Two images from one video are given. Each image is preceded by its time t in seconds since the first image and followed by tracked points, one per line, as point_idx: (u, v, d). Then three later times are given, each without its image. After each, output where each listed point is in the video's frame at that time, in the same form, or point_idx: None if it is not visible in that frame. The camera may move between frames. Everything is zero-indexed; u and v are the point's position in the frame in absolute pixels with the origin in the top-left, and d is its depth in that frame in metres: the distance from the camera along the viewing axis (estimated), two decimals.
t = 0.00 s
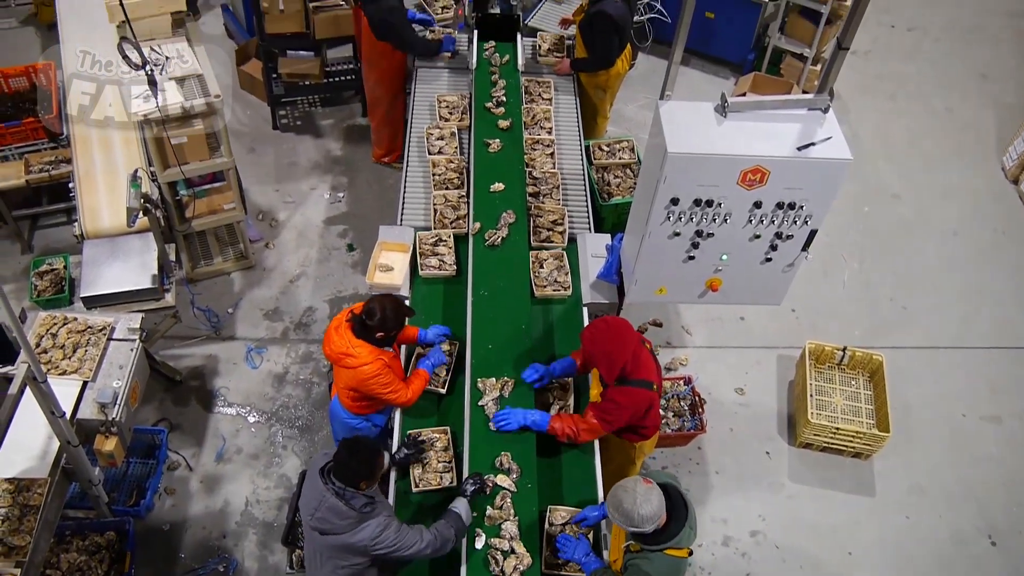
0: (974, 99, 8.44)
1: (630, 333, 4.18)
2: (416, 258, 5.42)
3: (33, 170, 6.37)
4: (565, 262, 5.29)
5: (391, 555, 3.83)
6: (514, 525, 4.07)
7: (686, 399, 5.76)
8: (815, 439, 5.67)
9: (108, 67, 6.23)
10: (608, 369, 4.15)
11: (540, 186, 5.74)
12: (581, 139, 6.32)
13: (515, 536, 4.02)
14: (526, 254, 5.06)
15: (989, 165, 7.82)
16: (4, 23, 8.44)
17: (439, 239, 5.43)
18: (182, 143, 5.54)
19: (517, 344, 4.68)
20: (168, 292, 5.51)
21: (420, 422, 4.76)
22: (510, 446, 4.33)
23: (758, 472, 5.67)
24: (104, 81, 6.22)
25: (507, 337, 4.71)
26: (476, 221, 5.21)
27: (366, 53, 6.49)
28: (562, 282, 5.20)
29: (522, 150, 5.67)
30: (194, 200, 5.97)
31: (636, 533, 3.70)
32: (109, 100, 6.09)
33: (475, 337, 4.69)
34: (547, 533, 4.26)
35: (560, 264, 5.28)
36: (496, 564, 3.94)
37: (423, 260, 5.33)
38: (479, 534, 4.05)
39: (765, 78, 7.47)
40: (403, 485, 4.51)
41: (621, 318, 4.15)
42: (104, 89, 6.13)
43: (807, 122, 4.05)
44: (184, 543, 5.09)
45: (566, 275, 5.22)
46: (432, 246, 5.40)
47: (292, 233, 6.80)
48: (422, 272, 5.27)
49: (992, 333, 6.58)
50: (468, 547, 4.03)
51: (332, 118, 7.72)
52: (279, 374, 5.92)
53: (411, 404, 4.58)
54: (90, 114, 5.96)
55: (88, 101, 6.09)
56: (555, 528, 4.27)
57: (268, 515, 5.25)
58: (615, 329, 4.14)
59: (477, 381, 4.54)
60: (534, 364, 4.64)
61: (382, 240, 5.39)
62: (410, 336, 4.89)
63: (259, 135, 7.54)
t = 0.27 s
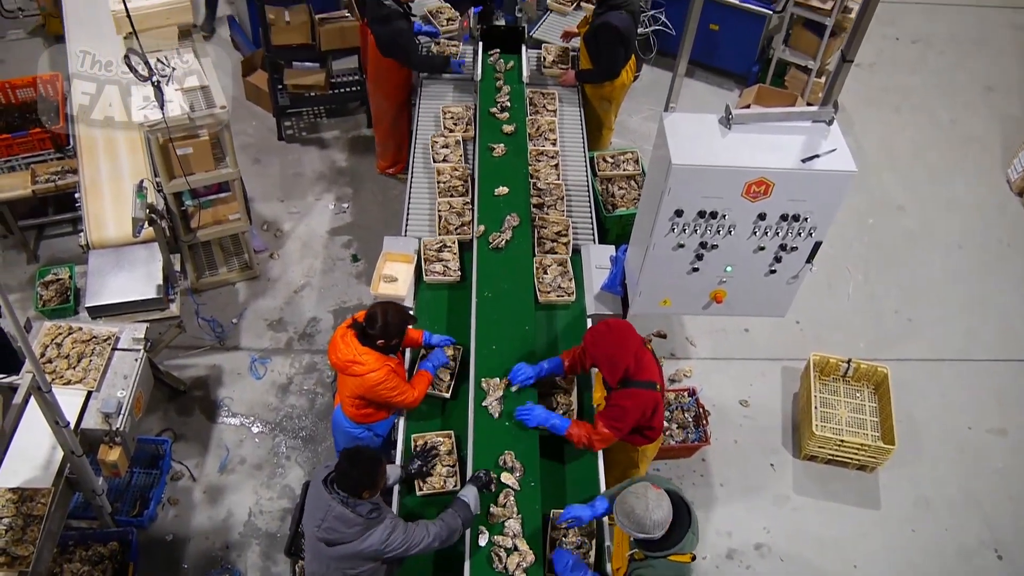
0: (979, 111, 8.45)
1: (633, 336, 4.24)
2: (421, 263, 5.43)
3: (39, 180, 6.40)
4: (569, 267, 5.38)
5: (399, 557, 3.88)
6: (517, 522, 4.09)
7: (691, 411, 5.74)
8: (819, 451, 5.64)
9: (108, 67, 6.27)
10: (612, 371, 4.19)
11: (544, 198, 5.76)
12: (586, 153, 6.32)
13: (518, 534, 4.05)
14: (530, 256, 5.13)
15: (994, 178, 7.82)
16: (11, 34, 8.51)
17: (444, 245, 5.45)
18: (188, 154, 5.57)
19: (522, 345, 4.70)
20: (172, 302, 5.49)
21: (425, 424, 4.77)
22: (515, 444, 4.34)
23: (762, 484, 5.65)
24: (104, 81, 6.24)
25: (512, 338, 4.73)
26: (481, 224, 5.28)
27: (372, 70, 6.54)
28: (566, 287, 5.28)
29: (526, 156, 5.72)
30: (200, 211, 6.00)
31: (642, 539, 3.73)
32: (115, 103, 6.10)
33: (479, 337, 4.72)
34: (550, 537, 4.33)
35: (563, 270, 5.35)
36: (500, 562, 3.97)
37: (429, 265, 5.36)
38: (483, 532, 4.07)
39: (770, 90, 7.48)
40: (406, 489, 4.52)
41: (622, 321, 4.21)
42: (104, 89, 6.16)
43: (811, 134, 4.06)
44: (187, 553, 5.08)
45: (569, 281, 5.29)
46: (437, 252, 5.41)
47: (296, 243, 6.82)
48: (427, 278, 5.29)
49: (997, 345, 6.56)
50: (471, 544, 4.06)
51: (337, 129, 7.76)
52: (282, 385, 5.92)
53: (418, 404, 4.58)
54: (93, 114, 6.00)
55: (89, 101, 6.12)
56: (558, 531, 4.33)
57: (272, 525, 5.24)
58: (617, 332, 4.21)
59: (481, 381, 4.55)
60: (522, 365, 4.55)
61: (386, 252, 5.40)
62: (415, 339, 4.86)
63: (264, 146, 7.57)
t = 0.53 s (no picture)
0: (980, 122, 8.47)
1: (629, 333, 4.30)
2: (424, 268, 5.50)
3: (42, 191, 6.42)
4: (571, 275, 5.40)
5: (401, 568, 3.88)
6: (519, 520, 4.10)
7: (693, 422, 5.74)
8: (822, 462, 5.63)
9: (108, 67, 6.30)
10: (609, 370, 4.26)
11: (546, 208, 5.79)
12: (588, 162, 6.34)
13: (519, 531, 4.07)
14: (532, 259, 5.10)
15: (995, 188, 7.83)
16: (15, 46, 8.55)
17: (446, 250, 5.51)
18: (190, 166, 5.60)
19: (524, 345, 4.70)
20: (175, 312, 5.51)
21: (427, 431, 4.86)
22: (516, 443, 4.34)
23: (765, 495, 5.63)
24: (103, 81, 6.23)
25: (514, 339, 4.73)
26: (482, 227, 5.26)
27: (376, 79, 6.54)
28: (567, 294, 5.31)
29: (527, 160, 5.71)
30: (202, 221, 6.04)
31: (643, 540, 3.77)
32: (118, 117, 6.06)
33: (483, 337, 4.72)
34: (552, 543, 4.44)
35: (565, 277, 5.38)
36: (502, 559, 3.98)
37: (431, 270, 5.41)
38: (485, 529, 4.07)
39: (771, 101, 7.51)
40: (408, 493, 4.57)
41: (615, 319, 4.26)
42: (104, 89, 6.13)
43: (812, 145, 4.07)
44: (188, 565, 5.07)
45: (570, 287, 5.33)
46: (439, 257, 5.47)
47: (299, 254, 6.83)
48: (429, 283, 5.35)
49: (999, 356, 6.55)
50: (473, 541, 4.06)
51: (339, 140, 7.78)
52: (284, 396, 5.92)
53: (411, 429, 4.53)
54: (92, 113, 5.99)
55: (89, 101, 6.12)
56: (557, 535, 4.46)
57: (273, 537, 5.22)
58: (612, 329, 4.27)
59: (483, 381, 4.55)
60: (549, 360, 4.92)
61: (388, 262, 5.41)
62: (416, 345, 4.89)
63: (266, 157, 7.59)
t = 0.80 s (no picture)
0: (981, 131, 8.49)
1: (627, 330, 4.30)
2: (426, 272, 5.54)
3: (45, 202, 6.43)
4: (571, 282, 5.41)
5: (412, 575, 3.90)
6: (521, 516, 4.12)
7: (695, 432, 5.73)
8: (824, 472, 5.62)
9: (108, 68, 6.30)
10: (608, 367, 4.26)
11: (547, 215, 5.82)
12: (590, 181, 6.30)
13: (522, 527, 4.07)
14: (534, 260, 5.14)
15: (996, 197, 7.84)
16: (19, 58, 8.59)
17: (448, 255, 5.54)
18: (192, 176, 5.63)
19: (526, 344, 4.75)
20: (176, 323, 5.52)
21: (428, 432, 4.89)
22: (519, 441, 4.36)
23: (767, 505, 5.61)
24: (103, 80, 6.25)
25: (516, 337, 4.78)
26: (484, 228, 5.30)
27: (377, 89, 6.58)
28: (568, 301, 5.30)
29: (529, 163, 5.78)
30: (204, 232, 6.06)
31: (640, 548, 3.74)
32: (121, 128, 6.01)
33: (484, 336, 4.78)
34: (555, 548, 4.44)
35: (566, 284, 5.39)
36: (504, 553, 3.99)
37: (433, 275, 5.45)
38: (488, 524, 4.09)
39: (772, 110, 7.53)
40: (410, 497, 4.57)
41: (613, 315, 4.26)
42: (104, 89, 6.13)
43: (813, 154, 4.07)
44: None
45: (571, 295, 5.32)
46: (441, 262, 5.51)
47: (300, 264, 6.84)
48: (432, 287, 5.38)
49: (1002, 364, 6.54)
50: (475, 537, 4.07)
51: (341, 151, 7.81)
52: (286, 406, 5.91)
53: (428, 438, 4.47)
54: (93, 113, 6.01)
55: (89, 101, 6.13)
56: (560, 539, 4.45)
57: (275, 547, 5.21)
58: (610, 326, 4.26)
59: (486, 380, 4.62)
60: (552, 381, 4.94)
61: (390, 272, 5.44)
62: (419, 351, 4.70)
63: (268, 168, 7.61)
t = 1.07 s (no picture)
0: (980, 139, 8.51)
1: (625, 332, 4.32)
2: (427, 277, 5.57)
3: (46, 214, 6.44)
4: (571, 287, 5.42)
5: None
6: (523, 514, 4.17)
7: (696, 441, 5.72)
8: (826, 480, 5.60)
9: (107, 67, 6.62)
10: (608, 368, 4.27)
11: (546, 222, 5.83)
12: (589, 186, 6.34)
13: (523, 524, 4.13)
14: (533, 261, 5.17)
15: (996, 205, 7.85)
16: (20, 70, 8.62)
17: (449, 260, 5.57)
18: (193, 188, 5.63)
19: (525, 344, 4.77)
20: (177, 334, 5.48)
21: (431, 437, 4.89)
22: (520, 439, 4.40)
23: (769, 514, 5.60)
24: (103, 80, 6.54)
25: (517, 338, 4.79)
26: (485, 231, 5.33)
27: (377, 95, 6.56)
28: (568, 307, 5.32)
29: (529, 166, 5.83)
30: (205, 243, 6.07)
31: (639, 558, 3.73)
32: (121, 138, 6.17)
33: (485, 337, 4.79)
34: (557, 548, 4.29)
35: (566, 290, 5.40)
36: (506, 550, 4.07)
37: (434, 281, 5.48)
38: (489, 522, 4.14)
39: (772, 120, 7.54)
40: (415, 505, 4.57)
41: (612, 316, 4.30)
42: (103, 89, 6.40)
43: (813, 163, 4.09)
44: None
45: (571, 301, 5.33)
46: (441, 267, 5.54)
47: (301, 275, 6.84)
48: (432, 292, 5.40)
49: (1004, 372, 6.54)
50: (477, 535, 4.13)
51: (341, 162, 7.82)
52: (287, 417, 5.90)
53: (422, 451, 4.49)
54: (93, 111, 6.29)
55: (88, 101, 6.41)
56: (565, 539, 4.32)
57: (275, 559, 5.19)
58: (609, 329, 4.29)
59: (488, 381, 4.61)
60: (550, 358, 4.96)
61: (390, 282, 5.43)
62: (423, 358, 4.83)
63: (269, 179, 7.63)
